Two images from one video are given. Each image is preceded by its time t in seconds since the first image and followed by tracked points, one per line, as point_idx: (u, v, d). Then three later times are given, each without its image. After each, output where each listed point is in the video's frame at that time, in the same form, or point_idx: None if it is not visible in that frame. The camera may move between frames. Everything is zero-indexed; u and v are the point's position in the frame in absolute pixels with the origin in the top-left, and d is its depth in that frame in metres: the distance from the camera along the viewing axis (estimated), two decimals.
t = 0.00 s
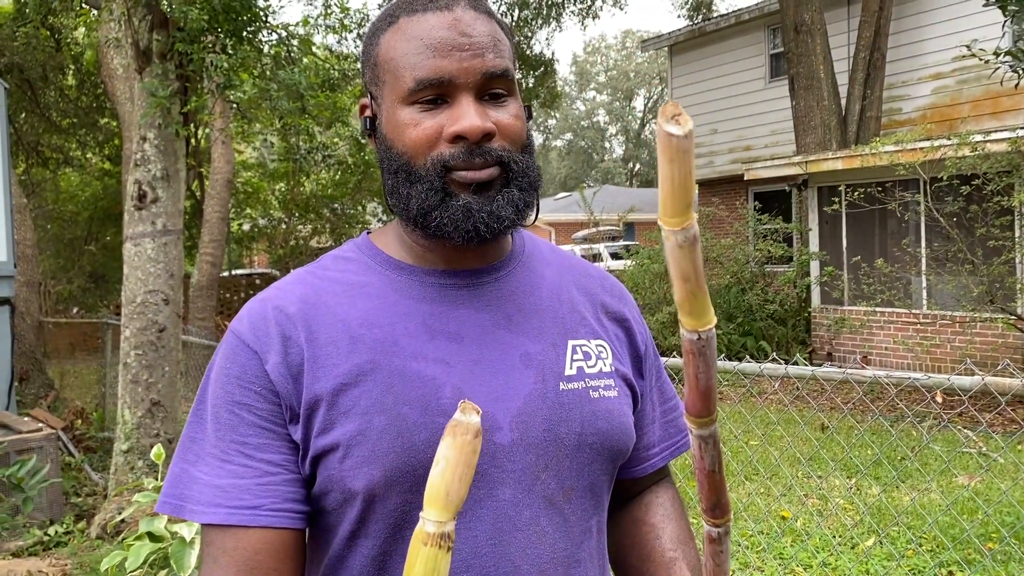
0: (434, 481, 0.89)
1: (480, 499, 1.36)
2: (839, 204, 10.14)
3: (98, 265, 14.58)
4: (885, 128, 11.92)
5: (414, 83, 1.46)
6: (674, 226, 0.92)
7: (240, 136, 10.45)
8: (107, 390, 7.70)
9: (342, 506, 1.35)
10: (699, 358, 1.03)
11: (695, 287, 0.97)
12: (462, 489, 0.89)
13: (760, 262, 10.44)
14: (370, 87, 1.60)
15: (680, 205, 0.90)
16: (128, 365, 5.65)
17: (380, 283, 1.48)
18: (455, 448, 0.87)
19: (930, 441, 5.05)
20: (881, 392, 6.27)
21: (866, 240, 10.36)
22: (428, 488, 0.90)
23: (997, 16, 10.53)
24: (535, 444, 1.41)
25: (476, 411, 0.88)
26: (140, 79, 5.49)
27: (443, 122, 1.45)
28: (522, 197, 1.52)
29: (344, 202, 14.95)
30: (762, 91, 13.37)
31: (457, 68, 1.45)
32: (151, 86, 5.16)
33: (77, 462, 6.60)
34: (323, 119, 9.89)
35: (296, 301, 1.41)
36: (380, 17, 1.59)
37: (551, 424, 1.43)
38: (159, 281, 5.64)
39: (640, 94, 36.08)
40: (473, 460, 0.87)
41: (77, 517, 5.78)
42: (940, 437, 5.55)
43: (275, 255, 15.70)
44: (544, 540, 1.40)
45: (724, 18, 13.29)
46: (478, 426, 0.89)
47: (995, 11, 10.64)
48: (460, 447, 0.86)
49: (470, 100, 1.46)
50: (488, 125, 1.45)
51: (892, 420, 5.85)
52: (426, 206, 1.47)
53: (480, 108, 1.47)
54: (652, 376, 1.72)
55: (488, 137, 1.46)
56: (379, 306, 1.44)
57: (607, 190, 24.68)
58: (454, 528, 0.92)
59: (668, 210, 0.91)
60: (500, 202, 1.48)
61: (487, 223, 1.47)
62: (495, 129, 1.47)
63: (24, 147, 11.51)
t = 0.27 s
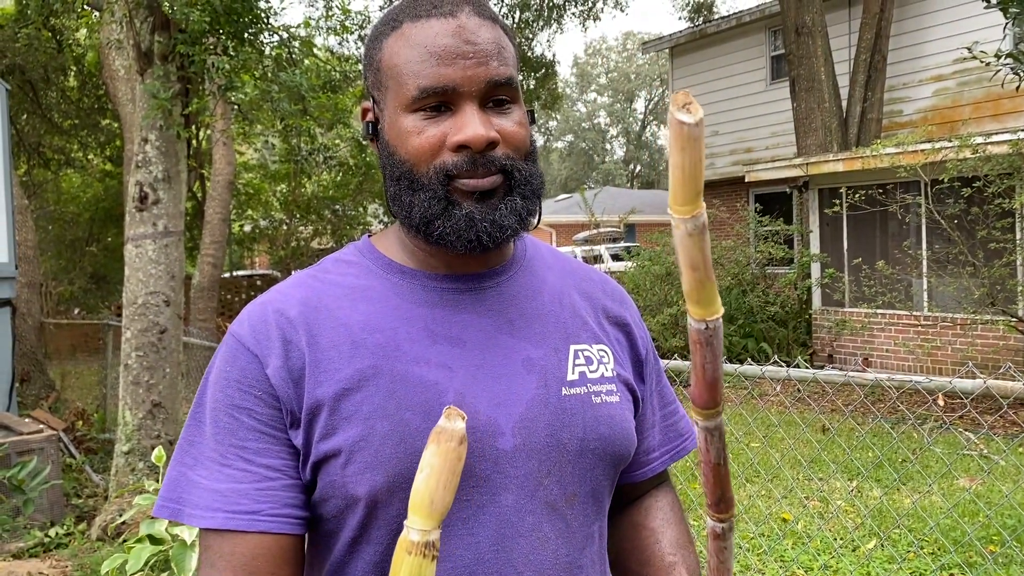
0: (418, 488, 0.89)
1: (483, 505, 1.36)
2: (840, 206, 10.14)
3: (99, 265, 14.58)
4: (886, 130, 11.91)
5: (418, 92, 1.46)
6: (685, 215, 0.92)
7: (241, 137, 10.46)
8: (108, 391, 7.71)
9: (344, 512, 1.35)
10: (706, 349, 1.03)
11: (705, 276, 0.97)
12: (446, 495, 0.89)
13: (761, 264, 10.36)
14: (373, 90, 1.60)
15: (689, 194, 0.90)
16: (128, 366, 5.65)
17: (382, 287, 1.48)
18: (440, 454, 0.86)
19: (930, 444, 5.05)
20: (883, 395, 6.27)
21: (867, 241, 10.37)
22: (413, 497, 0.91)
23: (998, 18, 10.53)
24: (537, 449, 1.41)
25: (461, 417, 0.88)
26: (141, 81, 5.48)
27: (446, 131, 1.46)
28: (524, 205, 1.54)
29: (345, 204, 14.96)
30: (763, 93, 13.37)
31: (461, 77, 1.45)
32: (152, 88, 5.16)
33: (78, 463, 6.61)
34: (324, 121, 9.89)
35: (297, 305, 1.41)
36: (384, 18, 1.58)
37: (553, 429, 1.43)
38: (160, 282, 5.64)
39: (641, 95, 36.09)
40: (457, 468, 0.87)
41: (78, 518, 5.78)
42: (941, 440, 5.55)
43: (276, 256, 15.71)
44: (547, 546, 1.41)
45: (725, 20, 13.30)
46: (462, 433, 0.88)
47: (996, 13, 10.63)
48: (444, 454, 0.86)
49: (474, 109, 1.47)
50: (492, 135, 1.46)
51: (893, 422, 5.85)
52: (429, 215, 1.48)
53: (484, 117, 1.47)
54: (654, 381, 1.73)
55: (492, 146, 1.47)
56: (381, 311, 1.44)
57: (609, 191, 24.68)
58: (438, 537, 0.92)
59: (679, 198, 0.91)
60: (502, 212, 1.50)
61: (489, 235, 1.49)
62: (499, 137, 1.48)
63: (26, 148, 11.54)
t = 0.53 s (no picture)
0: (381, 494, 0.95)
1: (485, 508, 1.36)
2: (840, 208, 10.14)
3: (98, 267, 14.57)
4: (886, 132, 11.91)
5: (405, 98, 1.46)
6: (694, 223, 0.96)
7: (241, 138, 10.46)
8: (107, 392, 7.70)
9: (345, 516, 1.34)
10: (712, 358, 1.07)
11: (713, 283, 1.02)
12: (408, 502, 0.95)
13: (761, 265, 10.30)
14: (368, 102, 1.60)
15: (696, 207, 0.96)
16: (128, 368, 5.64)
17: (382, 289, 1.48)
18: (402, 460, 0.93)
19: (931, 445, 5.04)
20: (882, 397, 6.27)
21: (867, 243, 10.37)
22: (378, 503, 0.97)
23: (998, 20, 10.53)
24: (539, 452, 1.40)
25: (426, 421, 0.94)
26: (141, 82, 5.47)
27: (434, 136, 1.46)
28: (517, 211, 1.51)
29: (345, 205, 14.97)
30: (763, 94, 13.37)
31: (446, 81, 1.45)
32: (152, 90, 5.16)
33: (77, 465, 6.60)
34: (323, 122, 9.89)
35: (296, 306, 1.40)
36: (373, 29, 1.59)
37: (555, 432, 1.43)
38: (159, 284, 5.63)
39: (641, 97, 36.08)
40: (421, 472, 0.93)
41: (77, 520, 5.77)
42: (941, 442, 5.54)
43: (276, 257, 15.70)
44: (548, 549, 1.40)
45: (725, 21, 13.29)
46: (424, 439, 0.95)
47: (996, 15, 10.63)
48: (407, 457, 0.93)
49: (462, 113, 1.46)
50: (479, 137, 1.45)
51: (892, 424, 5.84)
52: (421, 221, 1.48)
53: (471, 120, 1.46)
54: (654, 384, 1.73)
55: (481, 149, 1.46)
56: (382, 313, 1.43)
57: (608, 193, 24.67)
58: (401, 543, 0.99)
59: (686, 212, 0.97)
60: (494, 216, 1.48)
61: (482, 243, 1.47)
62: (488, 140, 1.47)
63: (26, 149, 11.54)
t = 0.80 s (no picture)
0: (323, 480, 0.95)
1: (482, 515, 1.36)
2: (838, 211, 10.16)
3: (97, 268, 14.57)
4: (885, 134, 11.92)
5: (380, 89, 1.53)
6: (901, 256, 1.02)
7: (240, 139, 10.47)
8: (106, 394, 7.70)
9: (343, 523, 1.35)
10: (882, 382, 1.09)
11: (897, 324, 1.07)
12: (348, 486, 0.95)
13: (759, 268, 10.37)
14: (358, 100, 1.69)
15: (933, 127, 0.96)
16: (126, 369, 5.64)
17: (378, 294, 1.48)
18: (343, 444, 0.92)
19: (929, 448, 5.04)
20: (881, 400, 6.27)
21: (865, 246, 10.38)
22: (321, 484, 0.96)
23: (996, 22, 10.56)
24: (536, 459, 1.40)
25: (366, 410, 0.94)
26: (140, 84, 5.47)
27: (403, 123, 1.51)
28: (485, 209, 1.52)
29: (344, 207, 14.97)
30: (761, 97, 13.39)
31: (415, 69, 1.51)
32: (150, 91, 5.17)
33: (76, 467, 6.59)
34: (322, 124, 9.88)
35: (290, 314, 1.41)
36: (362, 30, 1.68)
37: (553, 438, 1.43)
38: (158, 286, 5.63)
39: (640, 99, 36.08)
40: (362, 457, 0.93)
41: (75, 522, 5.77)
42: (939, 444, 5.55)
43: (275, 259, 15.70)
44: (547, 555, 1.40)
45: (724, 24, 13.31)
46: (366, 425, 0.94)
47: (995, 18, 10.64)
48: (346, 443, 0.92)
49: (431, 100, 1.51)
50: (446, 124, 1.49)
51: (891, 426, 5.85)
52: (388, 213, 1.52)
53: (441, 108, 1.51)
54: (650, 386, 1.75)
55: (447, 136, 1.49)
56: (377, 320, 1.44)
57: (607, 195, 24.66)
58: (343, 526, 0.98)
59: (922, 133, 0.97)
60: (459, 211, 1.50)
61: (447, 237, 1.48)
62: (457, 129, 1.50)
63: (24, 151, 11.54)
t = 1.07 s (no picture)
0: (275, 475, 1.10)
1: (478, 517, 1.37)
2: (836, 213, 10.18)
3: (95, 269, 14.57)
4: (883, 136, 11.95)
5: (369, 109, 1.52)
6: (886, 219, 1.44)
7: (239, 141, 10.47)
8: (104, 396, 7.69)
9: (340, 525, 1.36)
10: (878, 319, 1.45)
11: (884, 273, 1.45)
12: (298, 481, 1.10)
13: (757, 269, 10.40)
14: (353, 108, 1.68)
15: (900, 119, 1.42)
16: (125, 370, 5.64)
17: (374, 297, 1.49)
18: (292, 443, 1.07)
19: (926, 449, 5.06)
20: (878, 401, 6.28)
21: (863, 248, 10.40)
22: (272, 483, 1.11)
23: (993, 24, 10.59)
24: (532, 460, 1.41)
25: (315, 410, 1.08)
26: (139, 86, 5.48)
27: (393, 148, 1.51)
28: (476, 231, 1.53)
29: (342, 209, 14.97)
30: (759, 99, 13.40)
31: (404, 93, 1.50)
32: (149, 93, 5.18)
33: (74, 468, 6.59)
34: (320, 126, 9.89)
35: (286, 318, 1.41)
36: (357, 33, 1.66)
37: (549, 440, 1.44)
38: (156, 287, 5.63)
39: (638, 101, 36.07)
40: (309, 453, 1.08)
41: (74, 524, 5.77)
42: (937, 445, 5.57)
43: (273, 260, 15.69)
44: (543, 555, 1.42)
45: (722, 26, 13.33)
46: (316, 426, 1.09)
47: (991, 20, 10.70)
48: (295, 441, 1.07)
49: (421, 125, 1.51)
50: (435, 152, 1.49)
51: (889, 427, 5.87)
52: (379, 232, 1.53)
53: (431, 133, 1.51)
54: (646, 387, 1.76)
55: (437, 163, 1.50)
56: (374, 323, 1.45)
57: (606, 196, 24.66)
58: (292, 522, 1.12)
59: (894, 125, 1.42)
60: (449, 237, 1.51)
61: (433, 259, 1.49)
62: (447, 155, 1.51)
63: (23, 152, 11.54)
